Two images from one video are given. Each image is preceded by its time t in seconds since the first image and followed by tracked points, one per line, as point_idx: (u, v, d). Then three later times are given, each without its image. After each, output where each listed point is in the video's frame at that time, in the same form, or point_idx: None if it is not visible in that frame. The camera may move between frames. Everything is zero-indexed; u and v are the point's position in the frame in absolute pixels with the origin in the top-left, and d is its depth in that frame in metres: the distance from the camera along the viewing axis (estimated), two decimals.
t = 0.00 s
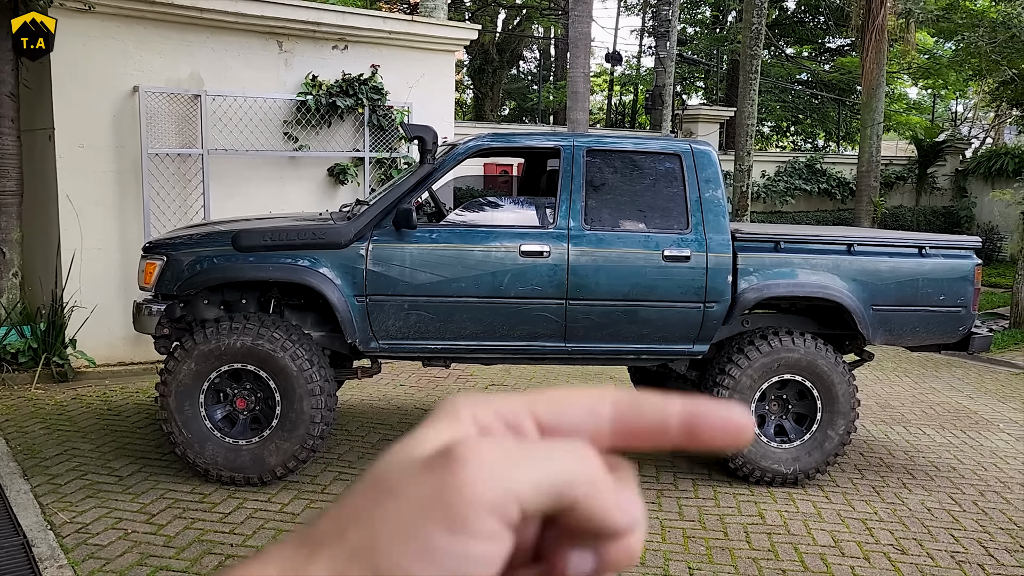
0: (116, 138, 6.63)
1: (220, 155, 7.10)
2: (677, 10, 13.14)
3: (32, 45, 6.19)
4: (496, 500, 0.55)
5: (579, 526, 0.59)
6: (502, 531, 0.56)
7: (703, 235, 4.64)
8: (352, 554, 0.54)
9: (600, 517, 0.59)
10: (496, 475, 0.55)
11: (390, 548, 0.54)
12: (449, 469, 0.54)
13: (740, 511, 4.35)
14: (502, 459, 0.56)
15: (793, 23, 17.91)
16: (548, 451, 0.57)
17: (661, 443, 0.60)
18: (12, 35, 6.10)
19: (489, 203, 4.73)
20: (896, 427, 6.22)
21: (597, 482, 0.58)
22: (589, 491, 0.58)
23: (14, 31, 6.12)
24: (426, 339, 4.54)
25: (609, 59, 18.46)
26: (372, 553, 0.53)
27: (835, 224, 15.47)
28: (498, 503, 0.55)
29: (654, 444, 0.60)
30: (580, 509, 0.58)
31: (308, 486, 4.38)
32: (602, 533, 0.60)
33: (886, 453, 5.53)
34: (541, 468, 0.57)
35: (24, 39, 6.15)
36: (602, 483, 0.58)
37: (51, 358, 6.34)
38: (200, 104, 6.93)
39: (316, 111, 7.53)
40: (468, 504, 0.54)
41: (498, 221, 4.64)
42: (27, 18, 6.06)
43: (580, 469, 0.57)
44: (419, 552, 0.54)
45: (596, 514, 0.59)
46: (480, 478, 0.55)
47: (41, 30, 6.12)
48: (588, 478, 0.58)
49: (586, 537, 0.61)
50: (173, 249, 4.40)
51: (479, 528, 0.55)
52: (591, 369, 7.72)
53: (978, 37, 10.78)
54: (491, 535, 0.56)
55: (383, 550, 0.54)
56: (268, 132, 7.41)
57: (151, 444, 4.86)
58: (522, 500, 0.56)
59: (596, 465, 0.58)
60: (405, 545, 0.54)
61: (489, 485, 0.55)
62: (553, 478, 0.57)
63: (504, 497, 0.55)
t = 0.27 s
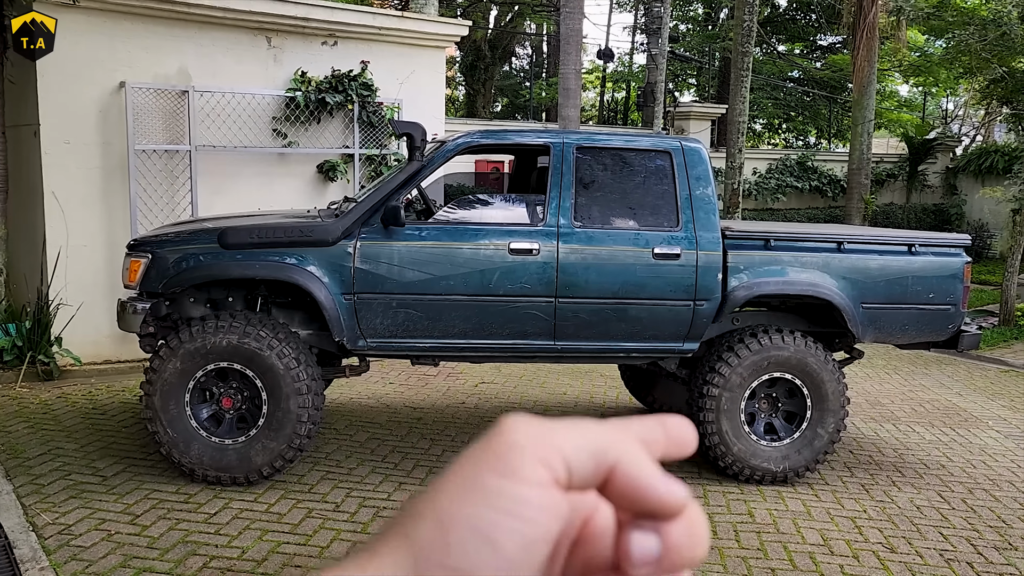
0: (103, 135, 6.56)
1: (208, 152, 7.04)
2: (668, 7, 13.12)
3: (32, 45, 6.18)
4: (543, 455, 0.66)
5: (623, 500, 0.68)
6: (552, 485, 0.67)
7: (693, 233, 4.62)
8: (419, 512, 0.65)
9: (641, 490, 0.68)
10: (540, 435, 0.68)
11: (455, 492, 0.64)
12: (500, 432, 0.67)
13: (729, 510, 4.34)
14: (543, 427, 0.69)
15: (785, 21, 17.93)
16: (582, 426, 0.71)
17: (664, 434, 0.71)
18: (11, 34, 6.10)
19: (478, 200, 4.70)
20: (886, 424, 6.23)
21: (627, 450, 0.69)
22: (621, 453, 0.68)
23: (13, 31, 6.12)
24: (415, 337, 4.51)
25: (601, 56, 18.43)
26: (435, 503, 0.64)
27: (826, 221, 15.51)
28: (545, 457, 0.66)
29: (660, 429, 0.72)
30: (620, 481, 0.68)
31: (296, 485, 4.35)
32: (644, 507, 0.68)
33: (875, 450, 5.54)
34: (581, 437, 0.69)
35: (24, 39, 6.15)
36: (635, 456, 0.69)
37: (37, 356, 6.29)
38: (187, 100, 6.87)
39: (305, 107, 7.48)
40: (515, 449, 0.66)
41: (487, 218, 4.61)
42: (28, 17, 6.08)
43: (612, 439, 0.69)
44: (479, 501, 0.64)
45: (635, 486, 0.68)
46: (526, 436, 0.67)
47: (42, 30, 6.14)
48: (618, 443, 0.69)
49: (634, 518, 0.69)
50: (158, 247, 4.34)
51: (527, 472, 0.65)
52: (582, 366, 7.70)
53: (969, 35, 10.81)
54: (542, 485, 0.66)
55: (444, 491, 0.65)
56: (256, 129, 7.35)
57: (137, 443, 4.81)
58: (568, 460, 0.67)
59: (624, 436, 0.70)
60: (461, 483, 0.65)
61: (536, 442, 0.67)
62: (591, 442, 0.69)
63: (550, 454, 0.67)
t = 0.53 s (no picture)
0: (90, 130, 6.49)
1: (197, 148, 6.96)
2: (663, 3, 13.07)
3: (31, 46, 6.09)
4: (546, 508, 0.66)
5: (625, 549, 0.69)
6: (557, 537, 0.66)
7: (686, 230, 4.57)
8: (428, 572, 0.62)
9: (639, 539, 0.69)
10: (542, 488, 0.68)
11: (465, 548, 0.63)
12: (501, 489, 0.67)
13: (721, 510, 4.30)
14: (542, 481, 0.70)
15: (779, 17, 17.89)
16: (578, 478, 0.72)
17: (650, 479, 0.74)
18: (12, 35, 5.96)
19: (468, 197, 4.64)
20: (880, 423, 6.20)
21: (626, 498, 0.70)
22: (621, 503, 0.70)
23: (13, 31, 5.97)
24: (404, 335, 4.45)
25: (596, 52, 18.37)
26: (453, 560, 0.62)
27: (820, 218, 15.50)
28: (549, 509, 0.66)
29: (648, 473, 0.74)
30: (620, 530, 0.69)
31: (283, 486, 4.29)
32: (644, 556, 0.69)
33: (869, 449, 5.51)
34: (581, 489, 0.69)
35: (24, 39, 6.02)
36: (633, 505, 0.70)
37: (22, 354, 6.25)
38: (176, 95, 6.79)
39: (295, 103, 7.40)
40: (519, 501, 0.66)
41: (477, 215, 4.55)
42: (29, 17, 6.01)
43: (608, 489, 0.71)
44: (488, 558, 0.62)
45: (634, 535, 0.69)
46: (528, 491, 0.67)
47: (41, 29, 6.10)
48: (616, 491, 0.71)
49: (634, 568, 0.69)
50: (142, 244, 4.26)
51: (534, 525, 0.65)
52: (575, 364, 7.66)
53: (964, 31, 10.79)
54: (548, 537, 0.65)
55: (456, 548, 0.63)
56: (246, 124, 7.28)
57: (122, 443, 4.75)
58: (571, 512, 0.67)
59: (619, 484, 0.72)
60: (470, 537, 0.63)
61: (538, 497, 0.67)
62: (592, 492, 0.69)
63: (554, 507, 0.67)
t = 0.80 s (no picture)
0: (79, 126, 6.40)
1: (188, 144, 6.89)
2: None
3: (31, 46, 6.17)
4: (515, 492, 0.70)
5: (589, 530, 0.74)
6: (525, 520, 0.71)
7: (681, 228, 4.51)
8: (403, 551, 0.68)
9: (604, 522, 0.74)
10: (513, 473, 0.72)
11: (437, 531, 0.68)
12: (474, 472, 0.71)
13: (717, 512, 4.25)
14: (513, 465, 0.73)
15: (778, 13, 17.79)
16: (549, 460, 0.75)
17: (618, 460, 0.77)
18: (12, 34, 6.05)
19: (461, 194, 4.58)
20: (877, 422, 6.15)
21: (592, 483, 0.74)
22: (587, 487, 0.73)
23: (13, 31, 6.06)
24: (395, 335, 4.39)
25: (593, 49, 18.27)
26: (422, 543, 0.68)
27: (819, 215, 15.44)
28: (516, 495, 0.71)
29: (616, 452, 0.78)
30: (584, 513, 0.74)
31: (272, 487, 4.24)
32: (607, 537, 0.74)
33: (866, 449, 5.45)
34: (551, 473, 0.73)
35: (24, 39, 6.11)
36: (598, 486, 0.74)
37: (12, 353, 6.18)
38: (167, 91, 6.71)
39: (288, 99, 7.32)
40: (490, 488, 0.70)
41: (470, 212, 4.49)
42: (29, 18, 6.10)
43: (577, 470, 0.74)
44: (459, 540, 0.68)
45: (599, 517, 0.73)
46: (499, 474, 0.71)
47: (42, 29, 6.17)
48: (584, 475, 0.74)
49: (598, 547, 0.74)
50: (128, 242, 4.19)
51: (501, 510, 0.70)
52: (570, 363, 7.60)
53: (963, 27, 10.72)
54: (516, 521, 0.70)
55: (428, 533, 0.68)
56: (238, 121, 7.20)
57: (110, 444, 4.68)
58: (540, 497, 0.71)
59: (588, 467, 0.76)
60: (443, 524, 0.69)
61: (509, 479, 0.71)
62: (561, 476, 0.73)
63: (522, 491, 0.71)
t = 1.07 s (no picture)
0: (73, 123, 6.34)
1: (183, 141, 6.83)
2: None
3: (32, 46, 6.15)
4: (524, 498, 0.66)
5: (599, 537, 0.69)
6: (534, 525, 0.67)
7: (678, 225, 4.45)
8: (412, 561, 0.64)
9: (614, 527, 0.69)
10: (522, 478, 0.68)
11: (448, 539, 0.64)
12: (481, 478, 0.67)
13: (714, 513, 4.19)
14: (521, 471, 0.69)
15: (780, 10, 17.69)
16: (558, 466, 0.71)
17: (627, 462, 0.73)
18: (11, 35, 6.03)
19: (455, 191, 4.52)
20: (877, 421, 6.08)
21: (603, 488, 0.70)
22: (598, 492, 0.69)
23: (13, 31, 6.05)
24: (387, 334, 4.33)
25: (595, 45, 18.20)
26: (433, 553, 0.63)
27: (821, 212, 15.37)
28: (525, 500, 0.66)
29: (624, 455, 0.73)
30: (595, 518, 0.69)
31: (263, 487, 4.19)
32: (618, 542, 0.69)
33: (866, 449, 5.39)
34: (559, 478, 0.69)
35: (24, 39, 6.10)
36: (607, 491, 0.70)
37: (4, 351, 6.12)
38: (161, 87, 6.65)
39: (284, 95, 7.27)
40: (499, 494, 0.65)
41: (464, 210, 4.43)
42: (28, 18, 6.08)
43: (586, 475, 0.70)
44: (470, 546, 0.64)
45: (609, 523, 0.69)
46: (507, 479, 0.67)
47: (42, 30, 6.16)
48: (595, 480, 0.70)
49: (609, 552, 0.70)
50: (117, 239, 4.14)
51: (511, 515, 0.65)
52: (569, 361, 7.55)
53: (966, 23, 10.63)
54: (525, 526, 0.66)
55: (441, 541, 0.64)
56: (233, 117, 7.15)
57: (100, 443, 4.63)
58: (548, 503, 0.67)
59: (598, 471, 0.71)
60: (453, 531, 0.64)
61: (517, 485, 0.67)
62: (570, 480, 0.69)
63: (530, 497, 0.67)
